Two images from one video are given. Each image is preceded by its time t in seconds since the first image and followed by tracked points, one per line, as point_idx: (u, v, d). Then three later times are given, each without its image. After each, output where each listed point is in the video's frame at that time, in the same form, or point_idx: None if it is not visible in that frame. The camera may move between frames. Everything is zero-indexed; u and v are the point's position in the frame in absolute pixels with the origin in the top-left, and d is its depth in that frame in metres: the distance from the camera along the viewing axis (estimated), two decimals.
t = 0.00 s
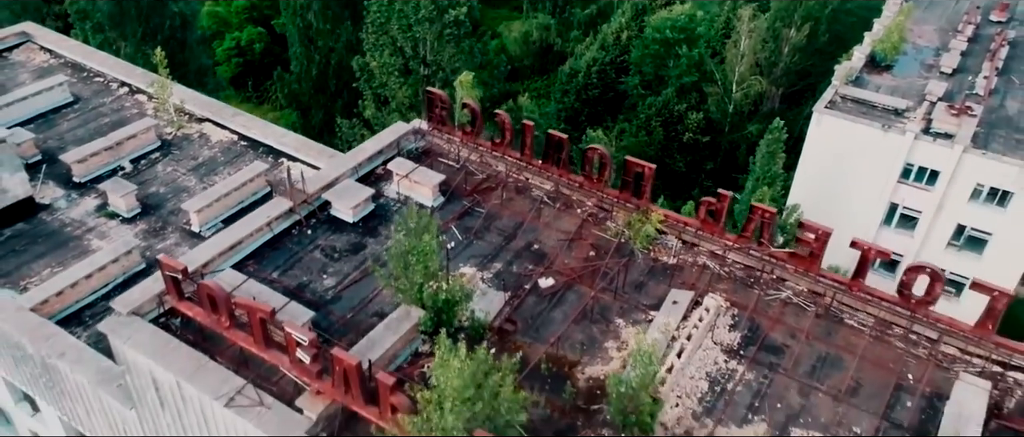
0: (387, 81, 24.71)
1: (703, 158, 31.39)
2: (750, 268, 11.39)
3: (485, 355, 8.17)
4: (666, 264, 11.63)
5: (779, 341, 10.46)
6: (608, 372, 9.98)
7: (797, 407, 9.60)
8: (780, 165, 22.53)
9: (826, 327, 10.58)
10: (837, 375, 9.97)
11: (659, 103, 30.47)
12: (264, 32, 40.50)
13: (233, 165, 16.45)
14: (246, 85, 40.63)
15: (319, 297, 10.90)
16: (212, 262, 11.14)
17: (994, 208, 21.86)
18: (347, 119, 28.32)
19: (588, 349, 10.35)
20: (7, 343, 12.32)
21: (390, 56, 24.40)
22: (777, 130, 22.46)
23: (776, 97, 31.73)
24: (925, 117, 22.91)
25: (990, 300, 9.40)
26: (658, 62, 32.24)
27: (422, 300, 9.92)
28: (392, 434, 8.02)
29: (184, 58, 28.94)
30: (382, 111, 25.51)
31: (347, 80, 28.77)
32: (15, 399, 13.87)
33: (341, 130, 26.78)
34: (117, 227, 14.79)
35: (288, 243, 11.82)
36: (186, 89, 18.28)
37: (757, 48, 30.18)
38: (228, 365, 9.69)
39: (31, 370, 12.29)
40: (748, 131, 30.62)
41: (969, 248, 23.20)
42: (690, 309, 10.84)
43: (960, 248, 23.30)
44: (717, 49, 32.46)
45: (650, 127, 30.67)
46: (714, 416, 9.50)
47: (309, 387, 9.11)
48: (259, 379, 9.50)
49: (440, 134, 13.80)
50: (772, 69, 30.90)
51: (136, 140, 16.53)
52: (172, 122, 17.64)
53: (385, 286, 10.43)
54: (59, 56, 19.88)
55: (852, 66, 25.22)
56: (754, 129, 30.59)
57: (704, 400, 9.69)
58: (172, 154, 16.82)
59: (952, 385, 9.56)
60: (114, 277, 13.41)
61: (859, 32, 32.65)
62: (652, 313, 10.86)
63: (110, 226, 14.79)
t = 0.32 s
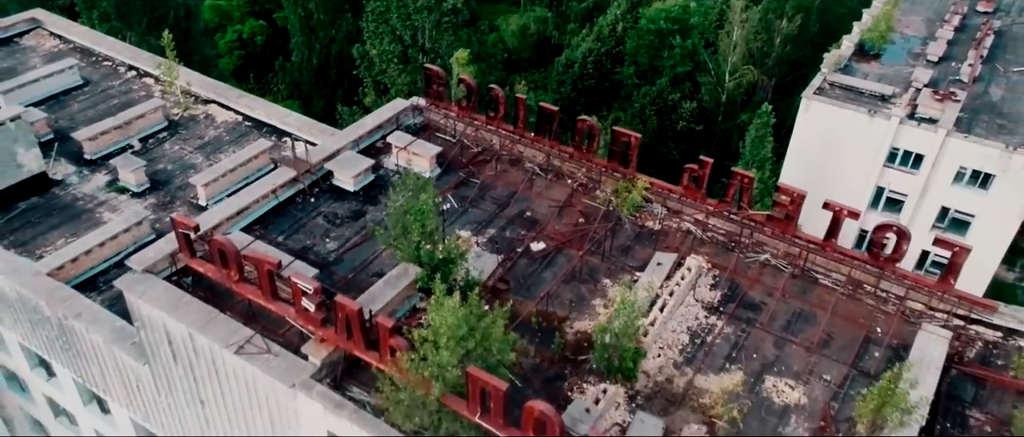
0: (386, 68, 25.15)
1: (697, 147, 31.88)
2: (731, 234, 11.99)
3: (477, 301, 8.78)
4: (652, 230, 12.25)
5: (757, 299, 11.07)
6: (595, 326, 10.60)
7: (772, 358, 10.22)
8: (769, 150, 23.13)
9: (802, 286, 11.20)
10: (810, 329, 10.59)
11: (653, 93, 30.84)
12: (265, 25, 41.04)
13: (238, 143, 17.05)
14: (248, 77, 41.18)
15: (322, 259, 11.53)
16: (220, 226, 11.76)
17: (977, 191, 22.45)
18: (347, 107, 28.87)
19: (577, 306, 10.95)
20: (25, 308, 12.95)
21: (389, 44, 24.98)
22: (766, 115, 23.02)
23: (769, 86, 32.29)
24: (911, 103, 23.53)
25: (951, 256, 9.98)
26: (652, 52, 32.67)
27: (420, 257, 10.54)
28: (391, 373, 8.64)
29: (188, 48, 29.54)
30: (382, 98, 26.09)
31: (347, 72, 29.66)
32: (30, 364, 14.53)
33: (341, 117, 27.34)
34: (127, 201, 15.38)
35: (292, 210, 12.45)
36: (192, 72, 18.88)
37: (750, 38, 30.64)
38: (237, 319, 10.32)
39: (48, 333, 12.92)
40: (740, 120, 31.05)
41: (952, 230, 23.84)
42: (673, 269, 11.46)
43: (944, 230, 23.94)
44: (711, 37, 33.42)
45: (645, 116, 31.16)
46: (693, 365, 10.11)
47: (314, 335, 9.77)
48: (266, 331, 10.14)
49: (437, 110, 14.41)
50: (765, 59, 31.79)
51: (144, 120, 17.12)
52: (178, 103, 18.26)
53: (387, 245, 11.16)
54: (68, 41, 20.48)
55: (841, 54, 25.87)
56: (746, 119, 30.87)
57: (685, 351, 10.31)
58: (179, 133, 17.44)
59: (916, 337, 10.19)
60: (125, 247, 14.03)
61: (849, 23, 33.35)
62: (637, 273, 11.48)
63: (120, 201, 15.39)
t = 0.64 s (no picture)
0: (385, 55, 25.76)
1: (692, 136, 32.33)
2: (715, 203, 12.61)
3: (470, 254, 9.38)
4: (639, 198, 12.84)
5: (737, 260, 11.68)
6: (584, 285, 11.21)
7: (750, 313, 10.84)
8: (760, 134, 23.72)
9: (780, 249, 11.81)
10: (787, 288, 11.20)
11: (649, 83, 31.35)
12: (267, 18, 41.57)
13: (243, 123, 17.64)
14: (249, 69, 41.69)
15: (325, 224, 12.15)
16: (229, 193, 12.41)
17: (961, 174, 23.05)
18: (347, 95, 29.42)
19: (567, 266, 11.56)
20: (42, 275, 13.55)
21: (389, 31, 25.63)
22: (758, 101, 23.58)
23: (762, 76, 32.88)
24: (898, 89, 24.04)
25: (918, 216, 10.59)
26: (647, 43, 33.86)
27: (418, 219, 11.15)
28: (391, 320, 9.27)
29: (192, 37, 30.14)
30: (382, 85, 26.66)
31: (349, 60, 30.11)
32: (45, 333, 15.19)
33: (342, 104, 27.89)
34: (137, 177, 15.98)
35: (297, 180, 13.05)
36: (200, 55, 19.53)
37: (742, 28, 30.83)
38: (245, 277, 10.94)
39: (63, 299, 13.56)
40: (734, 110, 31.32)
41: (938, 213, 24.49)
42: (659, 234, 12.07)
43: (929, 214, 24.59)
44: (704, 30, 33.39)
45: (640, 105, 31.75)
46: (676, 320, 10.72)
47: (319, 289, 10.40)
48: (273, 288, 10.77)
49: (435, 89, 15.00)
50: (759, 48, 32.36)
51: (152, 100, 17.73)
52: (186, 87, 18.87)
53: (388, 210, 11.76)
54: (78, 27, 21.07)
55: (831, 42, 26.46)
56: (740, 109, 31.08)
57: (668, 307, 10.92)
58: (186, 114, 18.05)
59: (885, 293, 10.79)
60: (136, 218, 14.65)
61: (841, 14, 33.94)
62: (625, 237, 12.08)
63: (130, 176, 15.99)
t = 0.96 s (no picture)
0: (384, 42, 26.39)
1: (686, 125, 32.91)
2: (700, 172, 13.24)
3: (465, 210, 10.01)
4: (627, 168, 13.47)
5: (720, 224, 12.32)
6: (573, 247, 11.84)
7: (730, 271, 11.48)
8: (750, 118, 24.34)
9: (761, 214, 12.45)
10: (766, 249, 11.83)
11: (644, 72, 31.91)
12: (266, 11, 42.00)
13: (248, 104, 18.27)
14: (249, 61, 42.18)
15: (329, 191, 12.79)
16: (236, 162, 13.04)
17: (945, 158, 23.71)
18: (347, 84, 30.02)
19: (558, 230, 12.20)
20: (57, 243, 14.16)
21: (388, 19, 26.24)
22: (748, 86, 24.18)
23: (754, 65, 33.54)
24: (884, 75, 24.69)
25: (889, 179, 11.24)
26: (642, 34, 34.41)
27: (416, 184, 11.80)
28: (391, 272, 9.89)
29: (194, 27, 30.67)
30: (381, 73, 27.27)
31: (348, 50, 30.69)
32: (59, 302, 15.83)
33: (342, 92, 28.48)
34: (147, 153, 16.60)
35: (301, 152, 13.68)
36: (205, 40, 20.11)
37: (735, 19, 31.44)
38: (253, 238, 11.58)
39: (78, 266, 14.16)
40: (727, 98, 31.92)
41: (923, 197, 25.15)
42: (645, 200, 12.71)
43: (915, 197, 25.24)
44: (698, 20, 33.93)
45: (635, 94, 32.31)
46: (660, 278, 11.35)
47: (323, 247, 11.04)
48: (280, 248, 11.42)
49: (433, 68, 15.63)
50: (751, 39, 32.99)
51: (160, 82, 18.34)
52: (192, 70, 19.48)
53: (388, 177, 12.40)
54: (85, 13, 21.62)
55: (820, 30, 27.09)
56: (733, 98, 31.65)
57: (653, 266, 11.56)
58: (192, 95, 18.66)
59: (858, 252, 11.43)
60: (146, 192, 15.26)
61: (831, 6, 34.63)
62: (613, 203, 12.71)
63: (140, 153, 16.61)
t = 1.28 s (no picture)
0: (383, 31, 26.99)
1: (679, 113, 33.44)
2: (686, 145, 13.83)
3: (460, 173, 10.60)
4: (617, 142, 14.06)
5: (704, 193, 12.91)
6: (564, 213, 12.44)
7: (713, 236, 12.09)
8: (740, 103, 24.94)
9: (743, 183, 13.05)
10: (747, 215, 12.44)
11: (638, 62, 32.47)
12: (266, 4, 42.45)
13: (251, 87, 18.85)
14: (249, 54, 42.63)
15: (331, 163, 13.39)
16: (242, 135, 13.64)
17: (930, 142, 24.35)
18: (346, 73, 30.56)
19: (549, 198, 12.80)
20: (69, 217, 14.71)
21: (387, 8, 26.84)
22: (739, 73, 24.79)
23: (747, 55, 34.14)
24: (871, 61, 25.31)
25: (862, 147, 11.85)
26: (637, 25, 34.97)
27: (415, 154, 12.39)
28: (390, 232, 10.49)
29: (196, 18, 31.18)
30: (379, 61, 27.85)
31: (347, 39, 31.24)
32: (71, 276, 16.42)
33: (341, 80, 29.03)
34: (154, 132, 17.19)
35: (304, 127, 14.27)
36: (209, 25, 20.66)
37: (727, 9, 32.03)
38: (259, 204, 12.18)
39: (89, 238, 14.72)
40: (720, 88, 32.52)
41: (909, 180, 25.80)
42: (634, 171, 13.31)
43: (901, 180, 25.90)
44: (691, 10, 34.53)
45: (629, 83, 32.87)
46: (645, 241, 11.94)
47: (326, 211, 11.64)
48: (285, 213, 12.02)
49: (430, 48, 16.21)
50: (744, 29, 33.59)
51: (166, 66, 18.91)
52: (197, 55, 20.06)
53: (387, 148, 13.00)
54: (92, 0, 22.17)
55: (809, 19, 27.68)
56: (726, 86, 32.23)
57: (639, 231, 12.14)
58: (197, 78, 19.24)
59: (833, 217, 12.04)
60: (154, 168, 15.84)
61: None
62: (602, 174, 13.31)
63: (148, 132, 17.20)
